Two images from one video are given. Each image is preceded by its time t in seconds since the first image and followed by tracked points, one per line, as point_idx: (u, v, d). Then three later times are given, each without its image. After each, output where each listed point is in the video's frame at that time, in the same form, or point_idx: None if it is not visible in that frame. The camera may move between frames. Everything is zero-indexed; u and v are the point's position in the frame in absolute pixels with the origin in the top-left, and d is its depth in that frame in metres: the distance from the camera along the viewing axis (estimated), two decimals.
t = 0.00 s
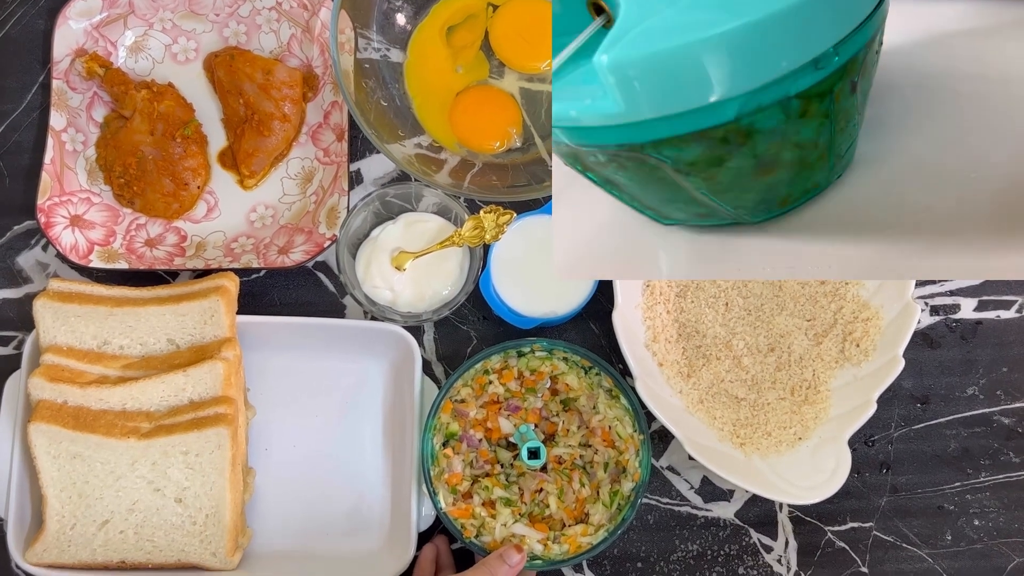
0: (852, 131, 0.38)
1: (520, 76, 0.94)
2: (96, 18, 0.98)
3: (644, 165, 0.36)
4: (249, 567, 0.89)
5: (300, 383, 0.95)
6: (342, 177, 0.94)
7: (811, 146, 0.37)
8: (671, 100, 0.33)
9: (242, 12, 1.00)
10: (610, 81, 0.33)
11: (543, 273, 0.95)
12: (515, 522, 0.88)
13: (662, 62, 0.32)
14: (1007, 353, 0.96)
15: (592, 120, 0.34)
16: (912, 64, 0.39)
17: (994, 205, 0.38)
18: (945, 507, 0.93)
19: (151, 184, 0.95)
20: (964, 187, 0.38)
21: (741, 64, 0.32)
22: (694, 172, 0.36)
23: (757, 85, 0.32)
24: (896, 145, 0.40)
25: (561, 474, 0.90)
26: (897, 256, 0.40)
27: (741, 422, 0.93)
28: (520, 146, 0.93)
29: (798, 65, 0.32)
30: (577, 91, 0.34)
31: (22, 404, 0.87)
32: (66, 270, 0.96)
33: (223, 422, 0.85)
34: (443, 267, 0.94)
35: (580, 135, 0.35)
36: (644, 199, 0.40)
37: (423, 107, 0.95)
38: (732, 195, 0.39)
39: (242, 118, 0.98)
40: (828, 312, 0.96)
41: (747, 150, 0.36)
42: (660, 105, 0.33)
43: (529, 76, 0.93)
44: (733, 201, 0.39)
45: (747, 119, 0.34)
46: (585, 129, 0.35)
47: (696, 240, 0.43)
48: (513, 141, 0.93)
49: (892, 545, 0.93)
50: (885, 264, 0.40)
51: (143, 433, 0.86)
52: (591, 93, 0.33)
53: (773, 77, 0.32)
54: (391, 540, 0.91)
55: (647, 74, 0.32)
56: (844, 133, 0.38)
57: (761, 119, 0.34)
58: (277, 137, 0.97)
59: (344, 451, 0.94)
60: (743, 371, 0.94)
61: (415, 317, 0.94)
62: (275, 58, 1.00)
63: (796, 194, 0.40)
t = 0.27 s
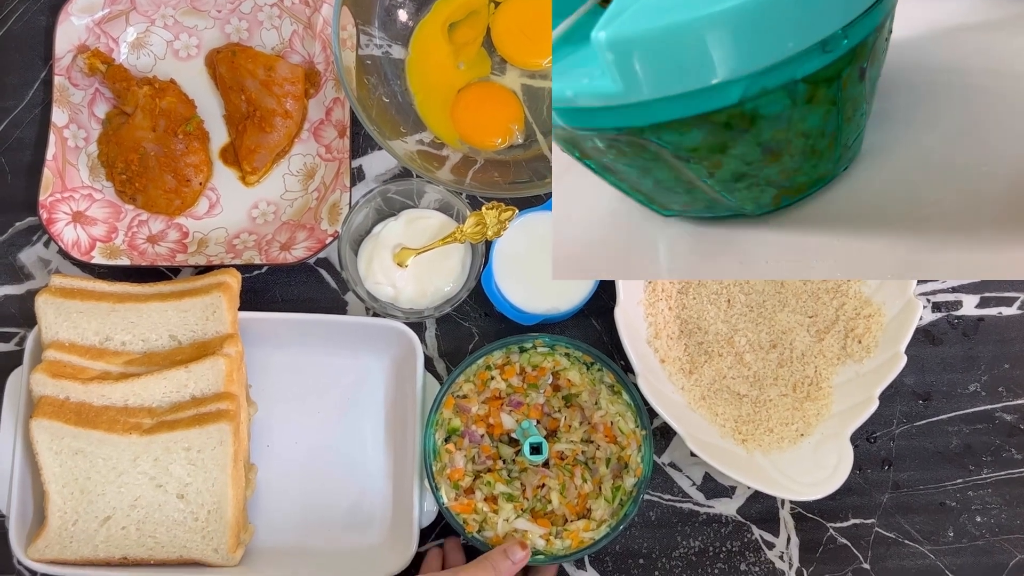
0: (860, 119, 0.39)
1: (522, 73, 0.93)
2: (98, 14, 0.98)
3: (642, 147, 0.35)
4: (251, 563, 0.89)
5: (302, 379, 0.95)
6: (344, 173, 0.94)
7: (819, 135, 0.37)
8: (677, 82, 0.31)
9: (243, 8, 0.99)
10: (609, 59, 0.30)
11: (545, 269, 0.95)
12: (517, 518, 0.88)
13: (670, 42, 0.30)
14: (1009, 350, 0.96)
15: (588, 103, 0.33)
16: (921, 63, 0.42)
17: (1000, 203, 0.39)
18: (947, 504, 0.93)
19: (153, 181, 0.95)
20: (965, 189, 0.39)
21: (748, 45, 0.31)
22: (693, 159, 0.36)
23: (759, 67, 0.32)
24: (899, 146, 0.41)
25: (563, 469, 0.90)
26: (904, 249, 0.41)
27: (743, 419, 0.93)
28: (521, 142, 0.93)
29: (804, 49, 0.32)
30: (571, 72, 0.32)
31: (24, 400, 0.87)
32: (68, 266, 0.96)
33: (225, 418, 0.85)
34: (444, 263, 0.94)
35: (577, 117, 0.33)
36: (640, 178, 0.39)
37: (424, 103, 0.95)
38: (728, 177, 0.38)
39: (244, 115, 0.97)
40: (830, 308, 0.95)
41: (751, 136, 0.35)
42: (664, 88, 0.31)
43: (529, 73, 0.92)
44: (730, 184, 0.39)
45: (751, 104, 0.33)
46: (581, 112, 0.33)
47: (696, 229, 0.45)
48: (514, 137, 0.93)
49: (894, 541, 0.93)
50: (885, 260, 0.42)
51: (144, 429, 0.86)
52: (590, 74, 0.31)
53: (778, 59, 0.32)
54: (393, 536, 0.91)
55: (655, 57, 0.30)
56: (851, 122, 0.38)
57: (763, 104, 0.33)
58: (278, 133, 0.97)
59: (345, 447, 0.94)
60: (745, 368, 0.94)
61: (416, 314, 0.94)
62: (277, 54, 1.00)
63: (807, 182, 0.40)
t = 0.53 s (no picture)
0: (867, 110, 0.42)
1: (522, 73, 0.94)
2: (98, 14, 0.98)
3: (650, 132, 0.40)
4: (251, 564, 0.89)
5: (302, 380, 0.95)
6: (344, 174, 0.94)
7: (825, 124, 0.40)
8: (678, 62, 0.37)
9: (244, 8, 0.99)
10: (608, 40, 0.37)
11: (545, 270, 0.95)
12: (517, 519, 0.88)
13: (667, 23, 0.36)
14: (1009, 351, 0.96)
15: (599, 82, 0.39)
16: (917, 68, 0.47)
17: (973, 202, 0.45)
18: (947, 505, 0.93)
19: (153, 181, 0.95)
20: (940, 198, 0.46)
21: (748, 33, 0.35)
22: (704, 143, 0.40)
23: (757, 54, 0.36)
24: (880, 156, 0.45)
25: (564, 470, 0.90)
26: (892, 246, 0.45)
27: (743, 419, 0.93)
28: (521, 143, 0.93)
29: (807, 34, 0.35)
30: (576, 54, 0.39)
31: (24, 401, 0.87)
32: (68, 267, 0.96)
33: (225, 418, 0.85)
34: (444, 264, 0.94)
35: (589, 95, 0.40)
36: (651, 168, 0.44)
37: (424, 104, 0.95)
38: (736, 167, 0.42)
39: (244, 115, 0.97)
40: (830, 309, 0.95)
41: (756, 123, 0.39)
42: (666, 66, 0.37)
43: (530, 73, 0.93)
44: (738, 174, 0.43)
45: (752, 90, 0.37)
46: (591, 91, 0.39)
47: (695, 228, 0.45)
48: (515, 138, 0.93)
49: (894, 542, 0.93)
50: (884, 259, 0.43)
51: (145, 430, 0.86)
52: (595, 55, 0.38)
53: (783, 43, 0.35)
54: (393, 537, 0.91)
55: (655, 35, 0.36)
56: (858, 112, 0.42)
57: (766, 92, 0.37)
58: (278, 134, 0.97)
59: (346, 447, 0.94)
60: (745, 369, 0.94)
61: (417, 315, 0.94)
62: (277, 55, 1.00)
63: (802, 177, 0.44)
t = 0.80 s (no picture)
0: (869, 115, 0.40)
1: (522, 78, 0.93)
2: (97, 19, 0.98)
3: (644, 138, 0.36)
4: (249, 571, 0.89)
5: (302, 386, 0.95)
6: (343, 179, 0.94)
7: (824, 129, 0.38)
8: (680, 64, 0.33)
9: (243, 13, 0.99)
10: (604, 40, 0.33)
11: (544, 275, 0.94)
12: (517, 526, 0.88)
13: (667, 22, 0.32)
14: (1010, 357, 0.96)
15: (595, 83, 0.34)
16: (929, 62, 0.43)
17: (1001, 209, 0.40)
18: (948, 511, 0.93)
19: (151, 187, 0.95)
20: (967, 188, 0.41)
21: (753, 31, 0.32)
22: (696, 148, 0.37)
23: (765, 56, 0.32)
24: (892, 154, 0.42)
25: (563, 477, 0.90)
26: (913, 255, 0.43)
27: (744, 426, 0.92)
28: (521, 149, 0.92)
29: (814, 35, 0.32)
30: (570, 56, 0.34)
31: (23, 407, 0.87)
32: (67, 272, 0.96)
33: (224, 425, 0.85)
34: (444, 270, 0.94)
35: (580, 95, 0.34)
36: (650, 173, 0.41)
37: (424, 109, 0.95)
38: (734, 171, 0.40)
39: (243, 121, 0.97)
40: (831, 315, 0.95)
41: (754, 127, 0.36)
42: (668, 70, 0.33)
43: (530, 78, 0.92)
44: (737, 178, 0.40)
45: (754, 94, 0.34)
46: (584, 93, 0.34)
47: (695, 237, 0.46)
48: (514, 143, 0.92)
49: (895, 549, 0.92)
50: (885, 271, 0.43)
51: (143, 437, 0.86)
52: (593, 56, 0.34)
53: (785, 47, 0.32)
54: (393, 543, 0.91)
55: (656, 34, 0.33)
56: (859, 117, 0.39)
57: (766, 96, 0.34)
58: (277, 139, 0.97)
59: (345, 454, 0.94)
60: (745, 375, 0.94)
61: (416, 321, 0.93)
62: (276, 60, 0.99)
63: (801, 180, 0.41)
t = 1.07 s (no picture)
0: (873, 133, 0.40)
1: (524, 83, 0.93)
2: (97, 24, 0.97)
3: (647, 151, 0.39)
4: None
5: (302, 393, 0.95)
6: (345, 185, 0.94)
7: (826, 145, 0.39)
8: (686, 82, 0.35)
9: (244, 18, 0.99)
10: (610, 60, 0.35)
11: (546, 281, 0.94)
12: (518, 533, 0.87)
13: (678, 42, 0.34)
14: (1013, 363, 0.96)
15: (601, 98, 0.36)
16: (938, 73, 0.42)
17: (1000, 208, 0.41)
18: (951, 518, 0.93)
19: (152, 193, 0.94)
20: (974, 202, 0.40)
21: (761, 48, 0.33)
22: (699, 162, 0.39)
23: (769, 74, 0.34)
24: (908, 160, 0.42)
25: (565, 484, 0.89)
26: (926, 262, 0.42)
27: (746, 433, 0.92)
28: (523, 154, 0.92)
29: (814, 57, 0.34)
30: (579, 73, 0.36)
31: (23, 414, 0.87)
32: (67, 278, 0.95)
33: (225, 432, 0.84)
34: (445, 276, 0.94)
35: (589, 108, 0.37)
36: (657, 181, 0.42)
37: (425, 114, 0.95)
38: (737, 184, 0.41)
39: (244, 126, 0.97)
40: (833, 321, 0.95)
41: (756, 143, 0.38)
42: (674, 87, 0.35)
43: (531, 83, 0.92)
44: (740, 190, 0.42)
45: (756, 112, 0.36)
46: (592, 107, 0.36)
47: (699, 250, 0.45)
48: (517, 148, 0.92)
49: (898, 556, 0.92)
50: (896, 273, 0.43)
51: (144, 444, 0.85)
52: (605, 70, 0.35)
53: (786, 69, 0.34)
54: (394, 550, 0.91)
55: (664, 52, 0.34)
56: (863, 135, 0.40)
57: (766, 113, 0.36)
58: (278, 144, 0.96)
59: (346, 460, 0.94)
60: (748, 381, 0.94)
61: (418, 327, 0.93)
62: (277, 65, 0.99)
63: (805, 194, 0.42)
